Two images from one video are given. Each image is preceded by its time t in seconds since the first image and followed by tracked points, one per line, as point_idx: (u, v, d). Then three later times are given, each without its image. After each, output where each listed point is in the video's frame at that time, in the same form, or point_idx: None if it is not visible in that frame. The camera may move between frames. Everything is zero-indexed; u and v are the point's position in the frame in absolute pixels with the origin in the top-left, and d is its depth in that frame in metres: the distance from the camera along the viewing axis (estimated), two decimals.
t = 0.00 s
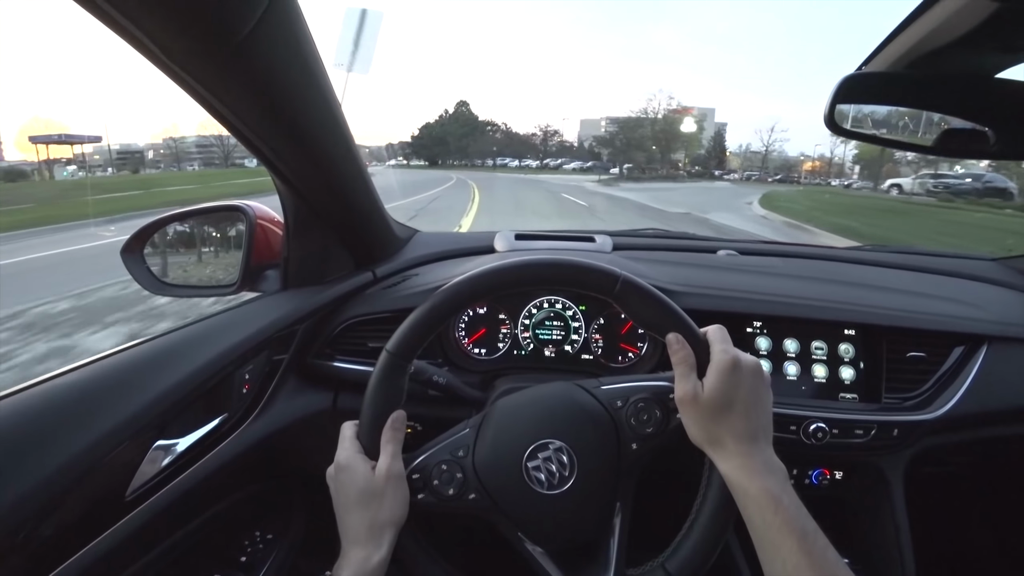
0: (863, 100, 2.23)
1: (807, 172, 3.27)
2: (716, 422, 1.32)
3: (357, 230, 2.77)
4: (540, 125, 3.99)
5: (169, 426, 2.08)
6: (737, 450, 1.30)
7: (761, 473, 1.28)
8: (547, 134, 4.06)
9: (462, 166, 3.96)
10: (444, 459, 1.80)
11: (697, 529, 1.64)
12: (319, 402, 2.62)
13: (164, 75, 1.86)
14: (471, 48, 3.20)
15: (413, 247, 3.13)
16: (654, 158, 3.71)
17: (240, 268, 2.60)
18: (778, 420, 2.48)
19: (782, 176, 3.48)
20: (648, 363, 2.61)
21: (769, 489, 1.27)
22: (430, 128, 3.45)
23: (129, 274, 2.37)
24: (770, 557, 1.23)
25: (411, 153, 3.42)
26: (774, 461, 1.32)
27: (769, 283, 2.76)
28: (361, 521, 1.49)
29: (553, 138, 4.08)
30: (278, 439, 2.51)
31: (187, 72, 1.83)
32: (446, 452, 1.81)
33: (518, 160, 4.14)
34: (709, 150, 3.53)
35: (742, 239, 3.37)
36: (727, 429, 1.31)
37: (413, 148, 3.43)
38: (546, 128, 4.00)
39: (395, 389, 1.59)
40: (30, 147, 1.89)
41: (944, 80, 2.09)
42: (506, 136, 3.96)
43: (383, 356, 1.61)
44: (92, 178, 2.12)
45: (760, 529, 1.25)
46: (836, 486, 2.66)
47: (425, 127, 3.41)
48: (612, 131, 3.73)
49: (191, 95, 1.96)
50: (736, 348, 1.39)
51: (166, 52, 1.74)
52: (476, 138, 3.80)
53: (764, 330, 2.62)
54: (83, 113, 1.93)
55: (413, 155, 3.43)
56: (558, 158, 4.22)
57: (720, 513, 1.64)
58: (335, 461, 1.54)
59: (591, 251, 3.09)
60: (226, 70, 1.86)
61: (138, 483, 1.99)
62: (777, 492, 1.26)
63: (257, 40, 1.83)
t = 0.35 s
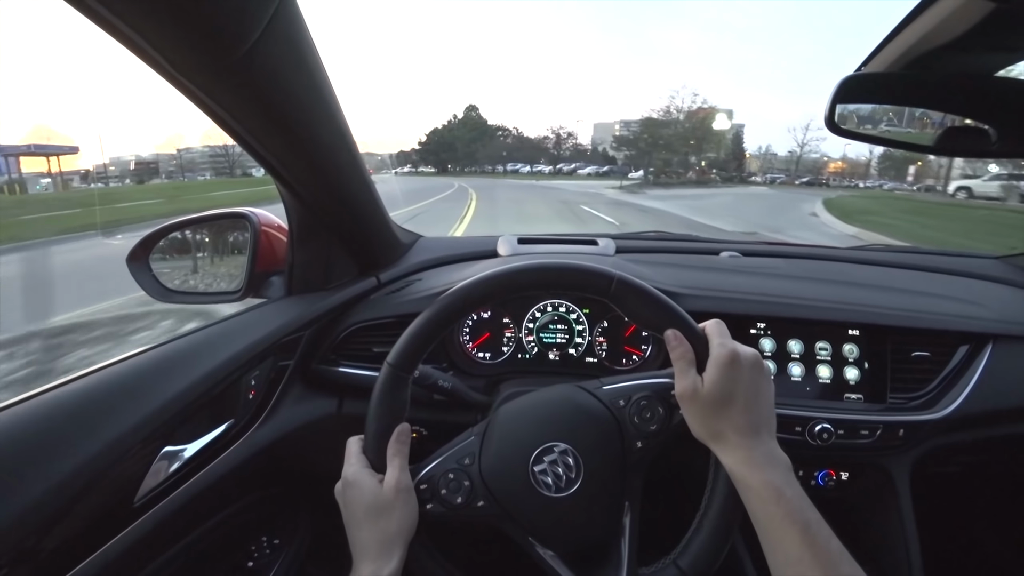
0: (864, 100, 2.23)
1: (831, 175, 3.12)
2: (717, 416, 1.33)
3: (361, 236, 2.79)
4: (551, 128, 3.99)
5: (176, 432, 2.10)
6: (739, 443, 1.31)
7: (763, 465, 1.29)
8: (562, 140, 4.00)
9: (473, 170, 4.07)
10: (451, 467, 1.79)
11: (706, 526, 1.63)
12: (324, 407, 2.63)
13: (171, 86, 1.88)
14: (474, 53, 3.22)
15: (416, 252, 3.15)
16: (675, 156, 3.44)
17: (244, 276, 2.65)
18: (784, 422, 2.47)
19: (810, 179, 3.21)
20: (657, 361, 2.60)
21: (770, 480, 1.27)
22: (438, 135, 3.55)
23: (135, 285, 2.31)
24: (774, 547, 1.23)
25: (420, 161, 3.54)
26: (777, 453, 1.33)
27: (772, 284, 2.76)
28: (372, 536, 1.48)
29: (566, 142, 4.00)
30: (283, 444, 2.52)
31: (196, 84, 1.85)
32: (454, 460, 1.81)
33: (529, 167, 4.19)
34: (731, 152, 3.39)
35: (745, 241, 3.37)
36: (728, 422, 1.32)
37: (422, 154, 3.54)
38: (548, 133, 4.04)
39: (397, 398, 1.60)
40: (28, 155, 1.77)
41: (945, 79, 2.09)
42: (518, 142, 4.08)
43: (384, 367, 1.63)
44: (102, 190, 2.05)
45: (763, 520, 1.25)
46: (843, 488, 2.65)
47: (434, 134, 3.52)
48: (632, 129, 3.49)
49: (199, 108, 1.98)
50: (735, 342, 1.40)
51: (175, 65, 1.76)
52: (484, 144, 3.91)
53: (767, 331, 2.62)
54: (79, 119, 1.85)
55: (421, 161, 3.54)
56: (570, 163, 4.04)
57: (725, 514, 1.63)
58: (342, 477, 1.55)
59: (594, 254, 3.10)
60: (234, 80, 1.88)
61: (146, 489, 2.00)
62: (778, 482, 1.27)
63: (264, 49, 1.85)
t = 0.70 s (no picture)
0: (869, 95, 2.22)
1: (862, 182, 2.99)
2: (713, 400, 1.32)
3: (361, 228, 2.78)
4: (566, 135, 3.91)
5: (175, 423, 2.09)
6: (738, 425, 1.30)
7: (762, 446, 1.28)
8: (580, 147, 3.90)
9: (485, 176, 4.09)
10: (450, 469, 1.78)
11: (709, 514, 1.62)
12: (325, 399, 2.63)
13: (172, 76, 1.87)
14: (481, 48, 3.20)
15: (417, 245, 3.14)
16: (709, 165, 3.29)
17: (245, 267, 2.65)
18: (785, 419, 2.47)
19: (847, 186, 3.02)
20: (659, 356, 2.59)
21: (769, 461, 1.26)
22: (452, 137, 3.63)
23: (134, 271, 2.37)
24: (773, 526, 1.22)
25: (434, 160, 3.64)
26: (776, 433, 1.32)
27: (774, 281, 2.74)
28: (375, 539, 1.48)
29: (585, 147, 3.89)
30: (283, 436, 2.52)
31: (195, 70, 1.84)
32: (453, 461, 1.80)
33: (545, 171, 4.17)
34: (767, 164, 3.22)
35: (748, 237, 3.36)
36: (725, 404, 1.31)
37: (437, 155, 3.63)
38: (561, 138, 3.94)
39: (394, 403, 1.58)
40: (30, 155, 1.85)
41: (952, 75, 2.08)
42: (536, 149, 4.05)
43: (377, 374, 1.62)
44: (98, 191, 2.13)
45: (763, 501, 1.24)
46: (844, 485, 2.66)
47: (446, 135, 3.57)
48: (665, 133, 3.27)
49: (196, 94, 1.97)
50: (727, 324, 1.39)
51: (175, 51, 1.75)
52: (501, 150, 3.93)
53: (769, 327, 2.61)
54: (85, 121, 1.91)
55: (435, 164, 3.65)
56: (589, 169, 4.02)
57: (726, 507, 1.62)
58: (343, 482, 1.54)
59: (596, 248, 3.10)
60: (234, 68, 1.87)
61: (144, 482, 1.99)
62: (778, 462, 1.26)
63: (263, 37, 1.83)
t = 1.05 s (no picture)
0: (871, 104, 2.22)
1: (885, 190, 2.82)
2: (712, 404, 1.32)
3: (361, 232, 2.78)
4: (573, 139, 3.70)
5: (174, 426, 2.09)
6: (738, 429, 1.30)
7: (761, 449, 1.28)
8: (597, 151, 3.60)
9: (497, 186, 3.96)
10: (450, 474, 1.78)
11: (711, 518, 1.62)
12: (323, 403, 2.62)
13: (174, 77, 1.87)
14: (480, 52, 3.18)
15: (417, 249, 3.14)
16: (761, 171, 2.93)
17: (244, 271, 2.65)
18: (785, 426, 2.47)
19: (882, 197, 2.85)
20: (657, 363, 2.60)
21: (768, 464, 1.26)
22: (459, 141, 3.63)
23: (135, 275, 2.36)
24: (771, 530, 1.22)
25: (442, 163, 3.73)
26: (775, 438, 1.31)
27: (774, 288, 2.74)
28: (374, 546, 1.48)
29: (600, 153, 3.60)
30: (282, 440, 2.51)
31: (196, 73, 1.84)
32: (453, 467, 1.80)
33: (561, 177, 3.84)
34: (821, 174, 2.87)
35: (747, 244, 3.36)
36: (724, 408, 1.32)
37: (444, 160, 3.71)
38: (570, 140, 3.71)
39: (393, 409, 1.58)
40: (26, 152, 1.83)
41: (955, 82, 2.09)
42: (549, 158, 3.80)
43: (378, 378, 1.62)
44: (97, 194, 2.13)
45: (762, 505, 1.24)
46: (843, 492, 2.66)
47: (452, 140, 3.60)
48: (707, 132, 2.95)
49: (199, 97, 1.97)
50: (726, 328, 1.39)
51: (177, 54, 1.75)
52: (515, 157, 3.80)
53: (769, 334, 2.61)
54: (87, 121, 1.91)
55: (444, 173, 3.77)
56: (606, 173, 3.64)
57: (728, 512, 1.62)
58: (343, 489, 1.54)
59: (596, 254, 3.10)
60: (236, 71, 1.87)
61: (143, 485, 1.99)
62: (777, 466, 1.25)
63: (266, 40, 1.83)
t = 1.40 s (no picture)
0: (871, 110, 2.21)
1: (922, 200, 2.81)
2: (710, 415, 1.31)
3: (359, 238, 2.77)
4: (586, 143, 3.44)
5: (169, 429, 2.08)
6: (735, 440, 1.29)
7: (758, 462, 1.27)
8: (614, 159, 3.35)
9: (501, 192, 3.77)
10: (445, 480, 1.77)
11: (706, 528, 1.61)
12: (320, 408, 2.61)
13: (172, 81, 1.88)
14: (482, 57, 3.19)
15: (416, 255, 3.13)
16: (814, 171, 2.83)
17: (243, 275, 2.65)
18: (783, 434, 2.46)
19: (925, 208, 2.80)
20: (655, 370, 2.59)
21: (766, 477, 1.25)
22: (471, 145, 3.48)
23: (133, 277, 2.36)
24: (769, 543, 1.21)
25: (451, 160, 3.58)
26: (773, 450, 1.31)
27: (773, 295, 2.74)
28: (367, 551, 1.46)
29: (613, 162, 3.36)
30: (279, 445, 2.50)
31: (193, 76, 1.84)
32: (448, 473, 1.79)
33: (579, 184, 3.46)
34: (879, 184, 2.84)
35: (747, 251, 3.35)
36: (722, 420, 1.31)
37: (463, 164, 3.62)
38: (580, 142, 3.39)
39: (388, 412, 1.57)
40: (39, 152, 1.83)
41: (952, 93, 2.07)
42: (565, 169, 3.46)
43: (373, 382, 1.61)
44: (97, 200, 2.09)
45: (758, 518, 1.23)
46: (842, 501, 2.64)
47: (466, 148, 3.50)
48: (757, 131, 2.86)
49: (196, 99, 1.97)
50: (726, 339, 1.38)
51: (173, 55, 1.75)
52: (529, 163, 3.53)
53: (768, 341, 2.60)
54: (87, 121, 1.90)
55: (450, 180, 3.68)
56: (628, 181, 3.39)
57: (724, 521, 1.60)
58: (337, 494, 1.53)
59: (595, 261, 3.09)
60: (235, 75, 1.87)
61: (136, 488, 1.98)
62: (774, 479, 1.24)
63: (265, 45, 1.84)
